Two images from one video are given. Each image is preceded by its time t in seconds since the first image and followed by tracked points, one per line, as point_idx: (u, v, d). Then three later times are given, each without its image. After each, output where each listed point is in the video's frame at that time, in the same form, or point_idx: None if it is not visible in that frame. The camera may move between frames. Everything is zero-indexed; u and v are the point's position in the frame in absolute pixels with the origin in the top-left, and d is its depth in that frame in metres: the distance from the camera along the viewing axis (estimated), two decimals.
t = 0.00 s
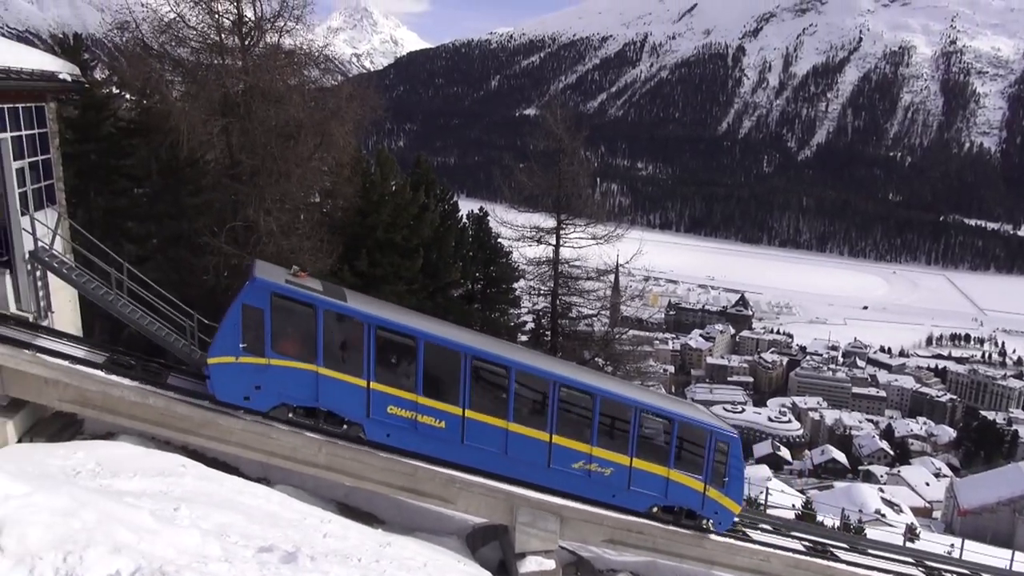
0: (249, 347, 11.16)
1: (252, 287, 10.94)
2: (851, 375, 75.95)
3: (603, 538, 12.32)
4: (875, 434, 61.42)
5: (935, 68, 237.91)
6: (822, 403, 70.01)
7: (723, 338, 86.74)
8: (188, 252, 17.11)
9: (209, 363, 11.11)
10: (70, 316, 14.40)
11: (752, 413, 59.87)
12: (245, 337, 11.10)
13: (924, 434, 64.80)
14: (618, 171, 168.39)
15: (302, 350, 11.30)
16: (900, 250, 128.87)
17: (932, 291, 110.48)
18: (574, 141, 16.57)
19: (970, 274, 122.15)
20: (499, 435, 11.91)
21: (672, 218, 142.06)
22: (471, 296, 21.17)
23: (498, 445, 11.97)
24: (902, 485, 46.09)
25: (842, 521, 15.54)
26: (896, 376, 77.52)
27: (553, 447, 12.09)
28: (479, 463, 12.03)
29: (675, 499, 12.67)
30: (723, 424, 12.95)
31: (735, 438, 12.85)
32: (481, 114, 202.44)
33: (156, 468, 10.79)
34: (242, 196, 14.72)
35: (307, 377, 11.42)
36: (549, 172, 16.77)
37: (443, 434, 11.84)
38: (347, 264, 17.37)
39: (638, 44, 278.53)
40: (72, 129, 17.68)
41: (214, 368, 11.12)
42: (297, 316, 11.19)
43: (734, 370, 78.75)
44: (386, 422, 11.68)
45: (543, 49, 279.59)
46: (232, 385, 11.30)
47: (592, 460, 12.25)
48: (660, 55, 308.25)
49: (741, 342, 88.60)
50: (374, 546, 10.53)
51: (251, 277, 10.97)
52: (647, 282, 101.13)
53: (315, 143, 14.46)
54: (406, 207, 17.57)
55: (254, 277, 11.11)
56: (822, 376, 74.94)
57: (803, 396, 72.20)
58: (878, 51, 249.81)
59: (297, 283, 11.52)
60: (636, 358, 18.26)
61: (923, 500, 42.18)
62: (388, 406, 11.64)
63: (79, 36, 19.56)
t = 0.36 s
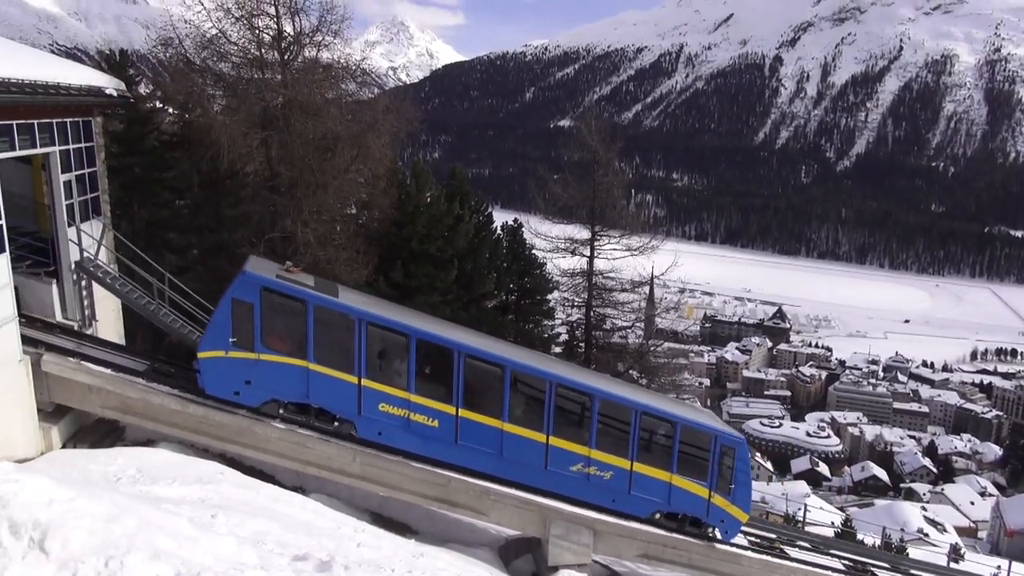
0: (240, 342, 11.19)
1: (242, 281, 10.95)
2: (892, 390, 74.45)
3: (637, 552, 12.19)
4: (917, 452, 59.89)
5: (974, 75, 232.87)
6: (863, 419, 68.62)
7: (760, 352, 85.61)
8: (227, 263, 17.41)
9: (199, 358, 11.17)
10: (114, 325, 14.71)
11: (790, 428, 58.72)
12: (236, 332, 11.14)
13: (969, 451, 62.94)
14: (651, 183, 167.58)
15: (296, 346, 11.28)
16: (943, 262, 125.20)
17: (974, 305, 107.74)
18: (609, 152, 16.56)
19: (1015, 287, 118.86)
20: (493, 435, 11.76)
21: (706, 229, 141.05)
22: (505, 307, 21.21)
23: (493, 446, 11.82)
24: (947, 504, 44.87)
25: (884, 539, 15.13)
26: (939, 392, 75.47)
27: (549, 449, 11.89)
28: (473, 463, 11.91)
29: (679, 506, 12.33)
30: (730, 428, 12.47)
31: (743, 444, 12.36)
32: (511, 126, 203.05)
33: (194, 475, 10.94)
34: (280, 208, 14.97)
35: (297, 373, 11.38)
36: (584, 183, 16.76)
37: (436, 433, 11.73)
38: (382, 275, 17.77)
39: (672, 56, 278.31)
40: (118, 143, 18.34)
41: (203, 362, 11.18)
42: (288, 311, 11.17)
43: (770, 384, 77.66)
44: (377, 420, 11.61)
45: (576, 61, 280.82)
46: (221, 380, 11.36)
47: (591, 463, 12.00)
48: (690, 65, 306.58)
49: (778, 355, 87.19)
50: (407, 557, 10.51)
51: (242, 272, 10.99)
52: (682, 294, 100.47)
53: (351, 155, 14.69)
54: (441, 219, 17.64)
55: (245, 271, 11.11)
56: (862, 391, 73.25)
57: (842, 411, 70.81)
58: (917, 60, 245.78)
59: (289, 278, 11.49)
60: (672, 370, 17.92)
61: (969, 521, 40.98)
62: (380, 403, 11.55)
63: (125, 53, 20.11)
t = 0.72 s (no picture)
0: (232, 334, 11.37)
1: (229, 274, 11.13)
2: (931, 403, 72.96)
3: (667, 565, 12.05)
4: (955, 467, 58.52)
5: (1011, 80, 227.97)
6: (899, 432, 67.31)
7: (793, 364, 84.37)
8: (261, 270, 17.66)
9: (188, 350, 11.46)
10: (151, 331, 14.97)
11: (824, 441, 57.67)
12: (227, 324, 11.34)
13: (1010, 467, 61.30)
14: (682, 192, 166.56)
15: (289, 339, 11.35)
16: (983, 273, 122.21)
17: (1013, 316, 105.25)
18: (640, 162, 16.52)
19: None
20: (485, 433, 11.70)
21: (740, 239, 139.45)
22: (536, 317, 21.07)
23: (484, 443, 11.76)
24: (987, 521, 43.86)
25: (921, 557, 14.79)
26: (978, 405, 73.64)
27: (542, 448, 11.77)
28: (464, 461, 11.87)
29: (677, 510, 12.09)
30: (733, 431, 12.08)
31: (746, 447, 11.93)
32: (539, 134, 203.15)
33: (227, 480, 11.06)
34: (313, 217, 15.23)
35: (285, 367, 11.50)
36: (615, 192, 16.74)
37: (426, 429, 11.71)
38: (413, 283, 17.75)
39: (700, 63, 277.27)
40: (157, 153, 18.40)
41: (193, 354, 11.48)
42: (276, 304, 11.26)
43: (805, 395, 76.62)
44: (366, 415, 11.64)
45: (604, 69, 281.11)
46: (212, 373, 11.63)
47: (585, 464, 11.84)
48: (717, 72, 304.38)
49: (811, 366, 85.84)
50: (436, 565, 10.50)
51: (229, 263, 11.11)
52: (712, 304, 99.62)
53: (384, 166, 14.83)
54: (472, 228, 17.64)
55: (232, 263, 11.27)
56: (900, 404, 71.98)
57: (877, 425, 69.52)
58: (953, 66, 241.76)
59: (279, 270, 11.56)
60: (703, 382, 18.06)
61: (1011, 539, 40.03)
62: (368, 399, 11.58)
63: (165, 65, 20.57)
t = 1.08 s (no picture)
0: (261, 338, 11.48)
1: (218, 267, 11.23)
2: (969, 419, 71.46)
3: None
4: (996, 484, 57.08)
5: None
6: (937, 448, 65.83)
7: (829, 377, 82.69)
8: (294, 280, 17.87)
9: (178, 343, 11.49)
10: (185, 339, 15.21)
11: (858, 457, 56.66)
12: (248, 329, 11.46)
13: None
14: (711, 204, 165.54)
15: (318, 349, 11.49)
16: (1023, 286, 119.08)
17: None
18: (671, 172, 16.52)
19: None
20: (478, 432, 11.74)
21: (772, 249, 137.37)
22: (564, 327, 21.13)
23: (477, 442, 11.79)
24: None
25: None
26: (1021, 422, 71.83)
27: (535, 447, 11.78)
28: (456, 460, 11.86)
29: (675, 514, 11.97)
30: (733, 435, 11.99)
31: (745, 451, 11.85)
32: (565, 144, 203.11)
33: (258, 488, 11.14)
34: (345, 226, 15.44)
35: (276, 362, 11.56)
36: (645, 203, 16.74)
37: (418, 427, 11.77)
38: (444, 293, 17.81)
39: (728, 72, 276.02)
40: (194, 163, 18.93)
41: (183, 347, 11.52)
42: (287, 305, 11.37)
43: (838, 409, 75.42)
44: (357, 411, 11.71)
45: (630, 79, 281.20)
46: (203, 366, 11.64)
47: (580, 464, 11.82)
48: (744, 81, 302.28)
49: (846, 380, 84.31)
50: None
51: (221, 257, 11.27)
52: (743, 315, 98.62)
53: (416, 176, 15.02)
54: (502, 239, 17.76)
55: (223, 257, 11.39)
56: (937, 420, 70.67)
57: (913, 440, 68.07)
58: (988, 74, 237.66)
59: (270, 266, 11.71)
60: (735, 395, 17.68)
61: None
62: (359, 395, 11.66)
63: (202, 77, 21.00)
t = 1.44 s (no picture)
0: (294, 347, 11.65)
1: (212, 261, 11.47)
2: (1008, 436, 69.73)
3: None
4: None
5: None
6: (975, 466, 64.19)
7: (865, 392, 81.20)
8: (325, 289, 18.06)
9: (172, 336, 11.70)
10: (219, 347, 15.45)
11: (894, 474, 55.48)
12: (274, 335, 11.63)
13: None
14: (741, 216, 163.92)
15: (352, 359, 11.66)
16: None
17: None
18: (702, 184, 16.55)
19: None
20: (471, 431, 11.75)
21: (806, 262, 133.81)
22: (594, 339, 20.82)
23: (469, 441, 11.80)
24: None
25: None
26: None
27: (529, 447, 11.76)
28: (448, 458, 11.90)
29: (673, 518, 11.85)
30: (734, 438, 11.83)
31: (747, 455, 11.67)
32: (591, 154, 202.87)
33: (288, 496, 11.22)
34: (377, 237, 15.65)
35: (268, 356, 11.72)
36: (677, 215, 16.84)
37: (410, 424, 11.82)
38: (473, 304, 17.77)
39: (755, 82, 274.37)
40: (229, 174, 19.10)
41: (176, 340, 11.70)
42: (310, 310, 11.54)
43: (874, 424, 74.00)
44: (348, 407, 11.81)
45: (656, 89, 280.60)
46: (196, 359, 11.82)
47: (574, 465, 11.77)
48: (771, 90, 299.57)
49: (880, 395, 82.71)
50: None
51: (214, 251, 11.52)
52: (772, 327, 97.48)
53: (446, 187, 15.03)
54: (532, 249, 17.65)
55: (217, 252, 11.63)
56: (976, 437, 69.29)
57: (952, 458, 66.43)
58: None
59: (262, 261, 11.93)
60: (767, 409, 17.57)
61: None
62: (350, 391, 11.76)
63: (239, 90, 21.43)
